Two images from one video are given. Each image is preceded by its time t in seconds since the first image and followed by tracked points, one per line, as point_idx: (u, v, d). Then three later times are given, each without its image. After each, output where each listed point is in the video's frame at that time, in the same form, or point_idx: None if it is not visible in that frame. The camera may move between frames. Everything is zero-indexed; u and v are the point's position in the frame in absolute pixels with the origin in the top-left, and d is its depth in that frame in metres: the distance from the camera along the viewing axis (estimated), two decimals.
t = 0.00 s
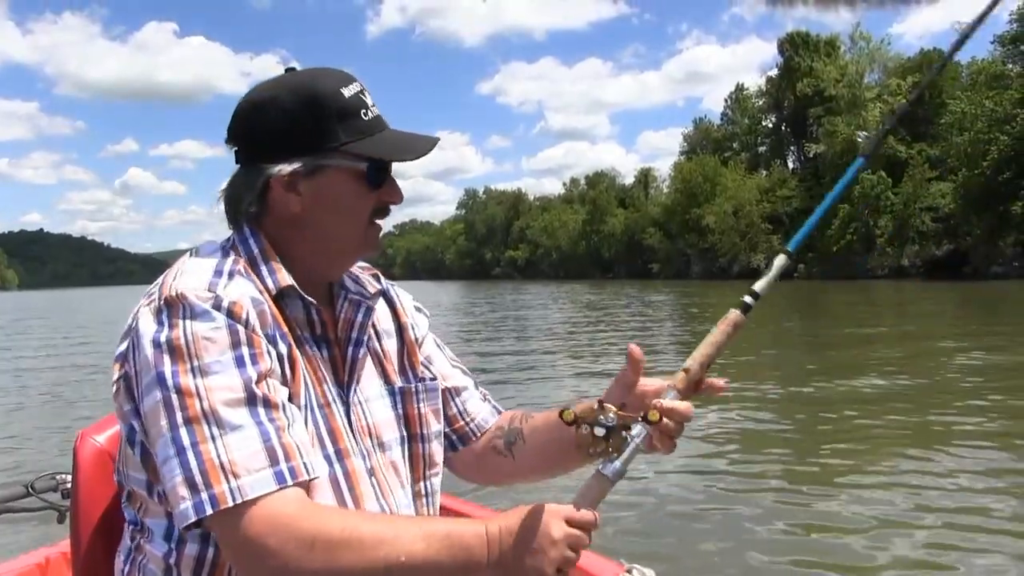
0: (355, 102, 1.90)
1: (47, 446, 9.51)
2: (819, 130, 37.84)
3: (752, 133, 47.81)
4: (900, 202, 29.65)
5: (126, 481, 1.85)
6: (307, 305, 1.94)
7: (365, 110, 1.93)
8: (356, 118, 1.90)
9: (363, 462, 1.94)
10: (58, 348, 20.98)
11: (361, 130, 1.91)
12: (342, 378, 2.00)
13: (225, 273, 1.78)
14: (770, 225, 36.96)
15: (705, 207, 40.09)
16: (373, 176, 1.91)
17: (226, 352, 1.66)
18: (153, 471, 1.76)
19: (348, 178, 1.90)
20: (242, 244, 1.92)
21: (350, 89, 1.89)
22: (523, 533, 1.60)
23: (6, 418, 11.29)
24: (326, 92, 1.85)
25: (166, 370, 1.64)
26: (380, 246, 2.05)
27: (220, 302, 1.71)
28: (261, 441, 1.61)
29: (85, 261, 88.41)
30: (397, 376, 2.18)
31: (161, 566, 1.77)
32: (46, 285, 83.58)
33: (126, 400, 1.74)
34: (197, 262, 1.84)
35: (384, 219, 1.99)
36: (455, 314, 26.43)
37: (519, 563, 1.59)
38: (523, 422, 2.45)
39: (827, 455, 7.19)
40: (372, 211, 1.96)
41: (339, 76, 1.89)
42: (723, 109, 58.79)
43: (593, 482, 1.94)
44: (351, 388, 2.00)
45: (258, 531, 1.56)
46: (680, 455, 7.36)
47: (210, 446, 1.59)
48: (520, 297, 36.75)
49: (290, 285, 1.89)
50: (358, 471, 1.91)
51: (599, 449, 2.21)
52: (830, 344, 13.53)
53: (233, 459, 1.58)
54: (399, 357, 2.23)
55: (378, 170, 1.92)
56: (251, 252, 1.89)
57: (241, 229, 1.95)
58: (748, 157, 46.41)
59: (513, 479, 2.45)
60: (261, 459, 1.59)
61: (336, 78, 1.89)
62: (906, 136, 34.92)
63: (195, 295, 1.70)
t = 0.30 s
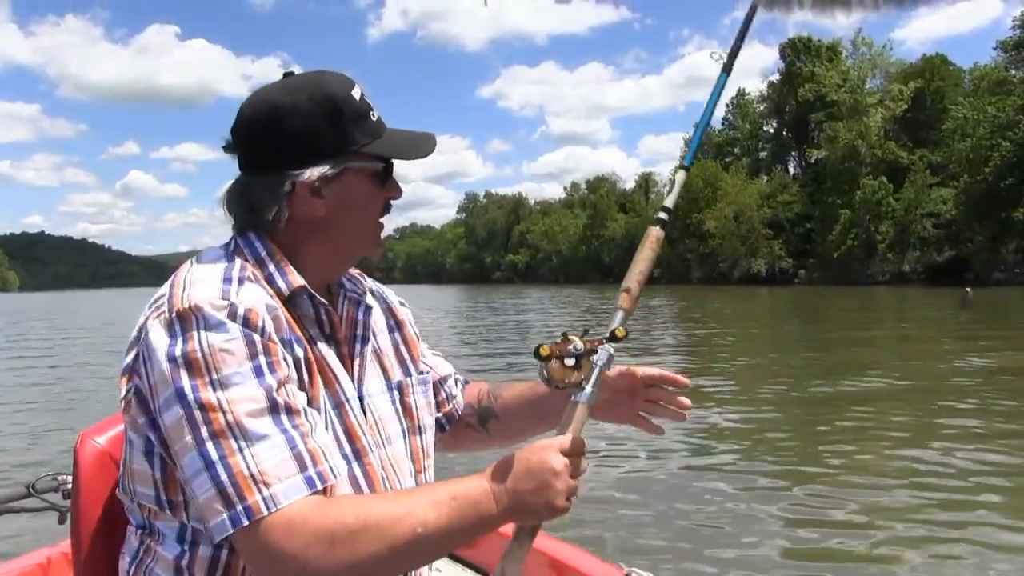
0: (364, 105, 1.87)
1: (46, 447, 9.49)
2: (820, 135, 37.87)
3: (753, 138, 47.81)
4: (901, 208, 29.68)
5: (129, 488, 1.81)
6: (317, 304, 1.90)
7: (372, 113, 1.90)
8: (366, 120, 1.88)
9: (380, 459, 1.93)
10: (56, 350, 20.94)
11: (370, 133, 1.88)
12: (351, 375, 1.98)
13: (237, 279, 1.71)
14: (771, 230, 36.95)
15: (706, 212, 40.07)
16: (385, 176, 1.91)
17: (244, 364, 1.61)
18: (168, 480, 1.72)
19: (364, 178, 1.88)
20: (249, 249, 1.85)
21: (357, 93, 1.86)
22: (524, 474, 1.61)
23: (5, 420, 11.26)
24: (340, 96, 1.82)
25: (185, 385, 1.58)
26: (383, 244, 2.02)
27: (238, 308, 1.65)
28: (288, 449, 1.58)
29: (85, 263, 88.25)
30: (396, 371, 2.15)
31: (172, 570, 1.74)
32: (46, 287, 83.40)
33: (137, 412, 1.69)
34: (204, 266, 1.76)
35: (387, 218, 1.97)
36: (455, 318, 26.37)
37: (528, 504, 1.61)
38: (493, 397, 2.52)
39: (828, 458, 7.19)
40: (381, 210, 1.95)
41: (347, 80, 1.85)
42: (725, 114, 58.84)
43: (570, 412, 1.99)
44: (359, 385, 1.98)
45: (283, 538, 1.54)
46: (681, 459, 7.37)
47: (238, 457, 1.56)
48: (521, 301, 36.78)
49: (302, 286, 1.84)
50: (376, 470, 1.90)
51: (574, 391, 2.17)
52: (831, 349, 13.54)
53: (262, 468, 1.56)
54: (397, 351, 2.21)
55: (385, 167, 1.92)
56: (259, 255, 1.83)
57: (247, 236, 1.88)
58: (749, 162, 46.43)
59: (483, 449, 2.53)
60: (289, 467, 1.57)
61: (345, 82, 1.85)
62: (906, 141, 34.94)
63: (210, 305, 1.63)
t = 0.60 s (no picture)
0: (377, 108, 1.87)
1: (46, 445, 9.51)
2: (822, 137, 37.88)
3: (755, 139, 47.81)
4: (904, 210, 29.81)
5: (143, 486, 1.79)
6: (336, 300, 1.89)
7: (383, 114, 1.89)
8: (378, 121, 1.87)
9: (396, 452, 1.94)
10: (57, 349, 20.94)
11: (383, 133, 1.88)
12: (365, 369, 1.97)
13: (264, 277, 1.70)
14: (773, 232, 36.91)
15: (707, 213, 40.06)
16: (399, 176, 1.92)
17: (276, 358, 1.59)
18: (195, 474, 1.70)
19: (383, 178, 1.88)
20: (267, 248, 1.83)
21: (371, 96, 1.85)
22: (525, 420, 1.67)
23: (5, 418, 11.27)
24: (359, 98, 1.81)
25: (219, 380, 1.57)
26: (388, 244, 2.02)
27: (268, 304, 1.64)
28: (324, 438, 1.57)
29: (87, 262, 88.23)
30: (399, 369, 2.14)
31: (190, 567, 1.74)
32: (48, 285, 83.37)
33: (164, 408, 1.68)
34: (227, 262, 1.74)
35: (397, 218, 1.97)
36: (455, 318, 26.36)
37: (536, 455, 1.67)
38: (486, 354, 2.71)
39: (829, 459, 7.20)
40: (395, 207, 1.95)
41: (361, 84, 1.84)
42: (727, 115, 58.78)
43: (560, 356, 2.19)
44: (373, 380, 1.98)
45: (318, 528, 1.53)
46: (680, 459, 7.37)
47: (276, 448, 1.54)
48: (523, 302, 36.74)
49: (326, 284, 1.83)
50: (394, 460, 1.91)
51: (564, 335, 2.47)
52: (833, 351, 13.56)
53: (301, 457, 1.54)
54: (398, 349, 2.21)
55: (396, 169, 1.92)
56: (278, 253, 1.81)
57: (266, 235, 1.84)
58: (751, 164, 46.36)
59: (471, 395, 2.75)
60: (326, 457, 1.56)
61: (359, 86, 1.84)
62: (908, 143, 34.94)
63: (242, 301, 1.62)
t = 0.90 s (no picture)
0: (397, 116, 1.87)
1: (49, 445, 9.54)
2: (824, 138, 37.88)
3: (756, 141, 47.83)
4: (905, 212, 29.81)
5: (158, 481, 1.80)
6: (353, 300, 1.89)
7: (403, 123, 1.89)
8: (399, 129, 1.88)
9: (409, 453, 1.96)
10: (58, 348, 20.95)
11: (404, 140, 1.89)
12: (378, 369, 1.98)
13: (281, 277, 1.69)
14: (774, 233, 36.93)
15: (709, 214, 40.09)
16: (418, 185, 1.92)
17: (294, 358, 1.59)
18: (213, 470, 1.70)
19: (402, 186, 1.89)
20: (284, 248, 1.83)
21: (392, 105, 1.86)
22: (531, 416, 1.69)
23: (7, 417, 11.30)
24: (381, 106, 1.82)
25: (237, 377, 1.57)
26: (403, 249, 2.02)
27: (287, 303, 1.64)
28: (339, 436, 1.57)
29: (89, 262, 88.28)
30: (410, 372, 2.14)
31: (204, 564, 1.75)
32: (50, 285, 83.41)
33: (182, 405, 1.68)
34: (247, 261, 1.74)
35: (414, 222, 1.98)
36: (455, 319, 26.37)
37: (543, 449, 1.69)
38: (501, 334, 2.72)
39: (830, 463, 7.20)
40: (410, 214, 1.96)
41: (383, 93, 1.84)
42: (728, 116, 58.77)
43: (563, 351, 2.22)
44: (386, 379, 1.98)
45: (328, 526, 1.53)
46: (681, 461, 7.37)
47: (292, 446, 1.54)
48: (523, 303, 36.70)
49: (343, 284, 1.83)
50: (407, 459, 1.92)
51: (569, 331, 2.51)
52: (833, 353, 13.59)
53: (317, 455, 1.54)
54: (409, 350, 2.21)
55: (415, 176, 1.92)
56: (295, 253, 1.81)
57: (284, 236, 1.85)
58: (752, 165, 46.36)
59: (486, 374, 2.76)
60: (342, 454, 1.56)
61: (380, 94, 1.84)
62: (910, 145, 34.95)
63: (260, 300, 1.62)
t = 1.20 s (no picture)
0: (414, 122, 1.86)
1: (47, 445, 9.54)
2: (823, 139, 37.88)
3: (755, 141, 47.84)
4: (905, 213, 29.79)
5: (162, 478, 1.80)
6: (362, 300, 1.89)
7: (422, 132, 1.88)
8: (415, 137, 1.87)
9: (413, 454, 1.96)
10: (56, 348, 20.92)
11: (419, 148, 1.88)
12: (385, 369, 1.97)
13: (287, 276, 1.69)
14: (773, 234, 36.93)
15: (708, 215, 40.08)
16: (431, 192, 1.92)
17: (297, 358, 1.60)
18: (219, 465, 1.71)
19: (415, 193, 1.89)
20: (294, 246, 1.83)
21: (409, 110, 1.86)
22: (522, 425, 1.71)
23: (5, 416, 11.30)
24: (394, 110, 1.82)
25: (239, 375, 1.57)
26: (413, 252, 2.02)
27: (291, 303, 1.64)
28: (339, 437, 1.57)
29: (88, 261, 88.09)
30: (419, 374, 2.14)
31: (204, 561, 1.76)
32: (48, 284, 83.31)
33: (187, 402, 1.68)
34: (252, 260, 1.74)
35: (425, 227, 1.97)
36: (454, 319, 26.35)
37: (533, 457, 1.71)
38: (488, 321, 2.77)
39: (830, 461, 7.19)
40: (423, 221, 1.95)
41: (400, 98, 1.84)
42: (728, 116, 58.71)
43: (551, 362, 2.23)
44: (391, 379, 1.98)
45: (321, 527, 1.53)
46: (681, 461, 7.36)
47: (290, 444, 1.54)
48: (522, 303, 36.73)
49: (352, 285, 1.83)
50: (412, 458, 1.93)
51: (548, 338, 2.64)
52: (832, 352, 13.63)
53: (314, 455, 1.55)
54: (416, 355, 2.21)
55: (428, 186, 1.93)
56: (305, 253, 1.81)
57: (293, 236, 1.85)
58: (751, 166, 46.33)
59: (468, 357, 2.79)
60: (340, 453, 1.56)
61: (396, 101, 1.84)
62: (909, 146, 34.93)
63: (265, 298, 1.62)
